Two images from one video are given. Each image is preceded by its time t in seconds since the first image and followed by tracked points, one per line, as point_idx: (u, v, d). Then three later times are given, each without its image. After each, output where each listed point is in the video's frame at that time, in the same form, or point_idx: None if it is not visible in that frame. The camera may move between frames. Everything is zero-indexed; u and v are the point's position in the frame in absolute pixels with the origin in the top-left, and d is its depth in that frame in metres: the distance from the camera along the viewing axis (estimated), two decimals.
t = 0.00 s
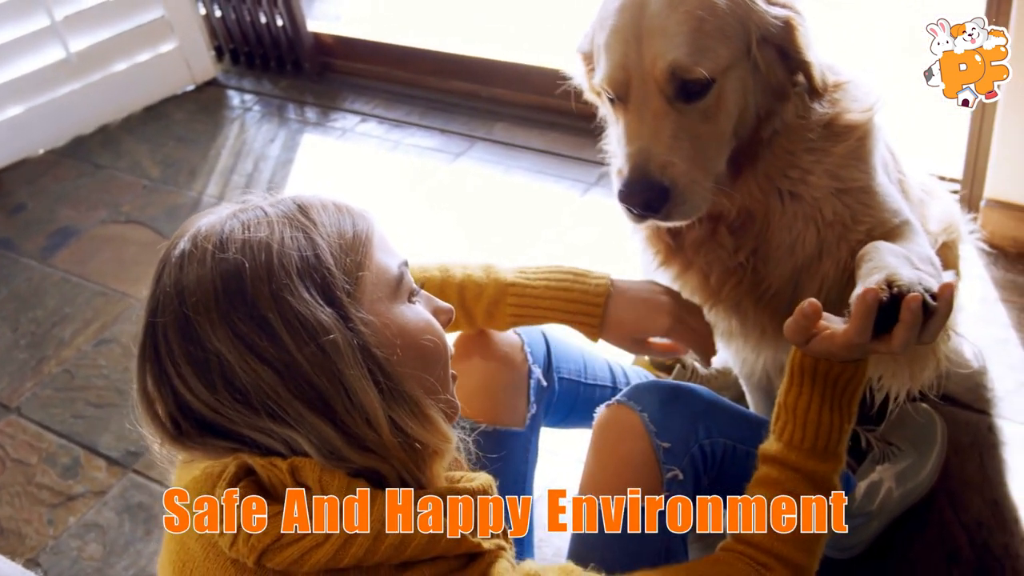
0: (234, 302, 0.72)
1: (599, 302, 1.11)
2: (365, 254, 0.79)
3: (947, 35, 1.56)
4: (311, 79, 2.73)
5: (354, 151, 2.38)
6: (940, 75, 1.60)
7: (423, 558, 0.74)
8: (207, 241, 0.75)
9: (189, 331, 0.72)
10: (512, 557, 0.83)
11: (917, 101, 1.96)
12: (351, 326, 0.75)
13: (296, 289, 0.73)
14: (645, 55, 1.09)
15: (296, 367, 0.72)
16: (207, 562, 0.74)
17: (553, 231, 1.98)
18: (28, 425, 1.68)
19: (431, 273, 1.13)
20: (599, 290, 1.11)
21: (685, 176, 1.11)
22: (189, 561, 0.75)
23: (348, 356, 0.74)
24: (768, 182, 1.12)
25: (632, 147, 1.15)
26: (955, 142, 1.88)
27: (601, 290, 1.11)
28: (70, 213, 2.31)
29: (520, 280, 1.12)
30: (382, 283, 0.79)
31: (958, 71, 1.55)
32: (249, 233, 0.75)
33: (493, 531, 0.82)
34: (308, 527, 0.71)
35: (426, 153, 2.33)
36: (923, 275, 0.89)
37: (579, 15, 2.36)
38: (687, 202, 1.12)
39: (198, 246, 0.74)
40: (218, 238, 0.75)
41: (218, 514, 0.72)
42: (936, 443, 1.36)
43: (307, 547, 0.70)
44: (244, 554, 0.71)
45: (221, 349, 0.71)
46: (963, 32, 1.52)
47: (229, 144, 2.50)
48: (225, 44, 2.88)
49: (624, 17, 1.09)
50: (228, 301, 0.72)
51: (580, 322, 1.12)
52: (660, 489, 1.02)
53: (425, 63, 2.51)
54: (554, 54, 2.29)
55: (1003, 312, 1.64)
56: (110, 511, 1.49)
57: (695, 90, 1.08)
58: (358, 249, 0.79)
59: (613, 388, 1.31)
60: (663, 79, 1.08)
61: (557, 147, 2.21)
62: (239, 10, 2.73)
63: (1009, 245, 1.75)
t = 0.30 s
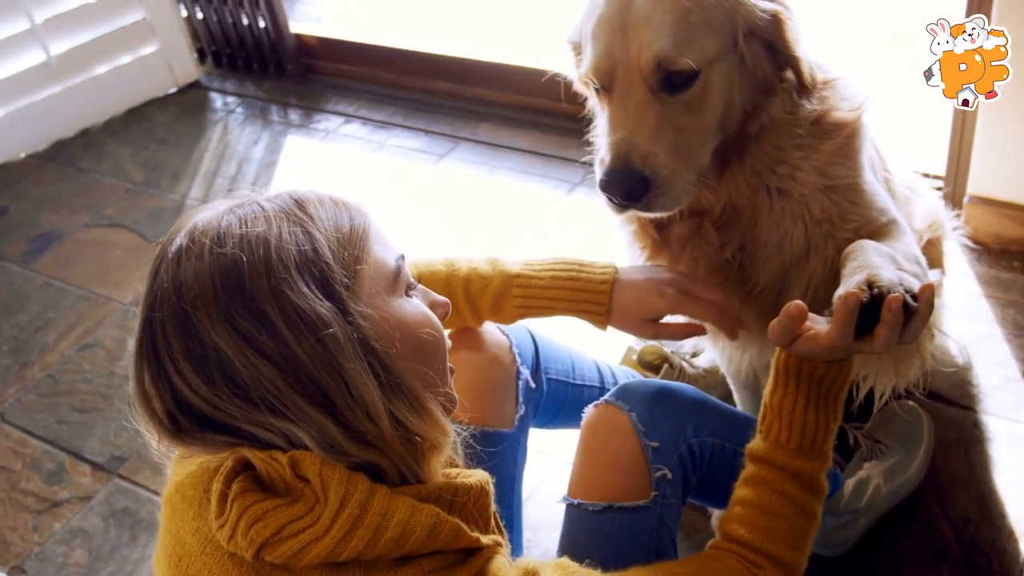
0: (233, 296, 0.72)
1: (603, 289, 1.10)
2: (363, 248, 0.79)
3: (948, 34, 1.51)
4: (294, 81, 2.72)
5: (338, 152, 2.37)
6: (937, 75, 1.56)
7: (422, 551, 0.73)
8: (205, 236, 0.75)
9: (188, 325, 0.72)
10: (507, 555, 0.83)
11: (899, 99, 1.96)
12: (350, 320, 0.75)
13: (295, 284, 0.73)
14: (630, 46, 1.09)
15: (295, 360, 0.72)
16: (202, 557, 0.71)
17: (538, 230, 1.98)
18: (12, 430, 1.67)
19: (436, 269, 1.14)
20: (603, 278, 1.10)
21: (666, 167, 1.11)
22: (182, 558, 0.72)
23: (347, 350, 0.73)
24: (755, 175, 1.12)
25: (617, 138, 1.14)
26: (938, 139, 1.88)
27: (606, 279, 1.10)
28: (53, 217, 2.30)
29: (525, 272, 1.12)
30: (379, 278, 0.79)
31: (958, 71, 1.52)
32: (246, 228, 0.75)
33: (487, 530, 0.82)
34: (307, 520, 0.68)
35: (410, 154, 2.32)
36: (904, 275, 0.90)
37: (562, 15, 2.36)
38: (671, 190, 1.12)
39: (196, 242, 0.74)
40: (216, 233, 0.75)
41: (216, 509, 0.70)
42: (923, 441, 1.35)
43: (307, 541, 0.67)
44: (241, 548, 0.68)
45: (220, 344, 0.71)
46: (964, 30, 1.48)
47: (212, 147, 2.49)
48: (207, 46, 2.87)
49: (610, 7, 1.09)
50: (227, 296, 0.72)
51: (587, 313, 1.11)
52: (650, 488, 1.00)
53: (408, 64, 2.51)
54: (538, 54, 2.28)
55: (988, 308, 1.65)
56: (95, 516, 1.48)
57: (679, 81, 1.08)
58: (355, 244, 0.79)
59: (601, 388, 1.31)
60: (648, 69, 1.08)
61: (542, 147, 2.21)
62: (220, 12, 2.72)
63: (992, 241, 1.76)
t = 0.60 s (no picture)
0: (238, 288, 0.71)
1: (617, 286, 1.09)
2: (366, 241, 0.78)
3: (948, 33, 1.49)
4: (277, 83, 2.72)
5: (322, 153, 2.36)
6: (938, 75, 1.54)
7: (425, 544, 0.72)
8: (208, 228, 0.73)
9: (192, 318, 0.71)
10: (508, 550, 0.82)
11: (882, 97, 1.96)
12: (355, 312, 0.74)
13: (300, 276, 0.72)
14: (621, 38, 1.09)
15: (300, 352, 0.70)
16: (203, 550, 0.70)
17: (524, 230, 1.97)
18: None
19: (450, 266, 1.15)
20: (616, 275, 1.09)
21: (655, 161, 1.10)
22: (181, 551, 0.72)
23: (353, 342, 0.72)
24: (744, 173, 1.11)
25: (605, 131, 1.14)
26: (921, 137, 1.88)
27: (619, 275, 1.09)
28: (36, 221, 2.29)
29: (539, 271, 1.12)
30: (383, 270, 0.78)
31: (958, 71, 1.51)
32: (250, 220, 0.74)
33: (487, 526, 0.80)
34: (310, 512, 0.67)
35: (395, 155, 2.31)
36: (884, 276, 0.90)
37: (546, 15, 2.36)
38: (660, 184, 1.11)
39: (200, 234, 0.73)
40: (219, 225, 0.73)
41: (217, 501, 0.69)
42: (910, 440, 1.35)
43: (309, 533, 0.66)
44: (244, 539, 0.67)
45: (225, 336, 0.70)
46: (964, 30, 1.47)
47: (195, 150, 2.48)
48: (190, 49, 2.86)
49: None
50: (231, 288, 0.71)
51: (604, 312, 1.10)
52: (641, 488, 1.00)
53: (392, 65, 2.50)
54: (521, 53, 2.28)
55: (973, 304, 1.65)
56: (82, 522, 1.47)
57: (669, 75, 1.09)
58: (358, 235, 0.78)
59: (591, 389, 1.31)
60: (639, 63, 1.09)
61: (527, 147, 2.21)
62: (202, 14, 2.72)
63: (976, 238, 1.76)
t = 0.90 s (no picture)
0: (245, 281, 0.71)
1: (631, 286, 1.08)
2: (374, 234, 0.78)
3: (948, 33, 1.52)
4: (264, 85, 2.72)
5: (309, 154, 2.36)
6: (937, 75, 1.57)
7: (429, 537, 0.71)
8: (215, 221, 0.73)
9: (198, 311, 0.71)
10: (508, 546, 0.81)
11: (869, 96, 1.97)
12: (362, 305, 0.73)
13: (307, 269, 0.72)
14: (614, 35, 1.08)
15: (307, 345, 0.70)
16: (206, 540, 0.71)
17: (513, 231, 1.97)
18: None
19: (465, 267, 1.15)
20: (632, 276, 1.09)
21: (649, 158, 1.09)
22: (183, 541, 0.72)
23: (360, 334, 0.72)
24: (735, 173, 1.11)
25: (600, 126, 1.12)
26: (908, 136, 1.89)
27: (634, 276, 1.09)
28: (21, 224, 2.27)
29: (554, 271, 1.11)
30: (390, 263, 0.78)
31: (958, 71, 1.53)
32: (257, 213, 0.74)
33: (490, 519, 0.80)
34: (315, 504, 0.67)
35: (383, 156, 2.31)
36: (868, 280, 0.90)
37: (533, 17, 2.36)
38: (654, 182, 1.10)
39: (206, 226, 0.73)
40: (226, 218, 0.73)
41: (222, 492, 0.70)
42: (899, 439, 1.36)
43: (313, 525, 0.66)
44: (248, 530, 0.67)
45: (231, 328, 0.70)
46: (964, 30, 1.49)
47: (182, 153, 2.47)
48: (175, 51, 2.85)
49: None
50: (238, 281, 0.71)
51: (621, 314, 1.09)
52: (634, 488, 0.99)
53: (379, 67, 2.50)
54: (506, 54, 2.28)
55: (960, 302, 1.66)
56: (69, 528, 1.46)
57: (663, 73, 1.08)
58: (365, 229, 0.78)
59: (583, 391, 1.30)
60: (633, 60, 1.07)
61: (515, 148, 2.21)
62: (188, 16, 2.71)
63: (963, 237, 1.77)
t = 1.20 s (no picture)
0: (257, 273, 0.71)
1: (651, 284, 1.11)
2: (385, 227, 0.78)
3: (948, 34, 1.51)
4: (252, 87, 2.71)
5: (297, 156, 2.35)
6: (937, 75, 1.57)
7: (437, 528, 0.70)
8: (227, 213, 0.74)
9: (210, 302, 0.71)
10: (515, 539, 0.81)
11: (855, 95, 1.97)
12: (374, 298, 0.74)
13: (320, 261, 0.72)
14: (610, 33, 1.08)
15: (320, 337, 0.70)
16: (212, 528, 0.70)
17: (503, 232, 1.97)
18: None
19: (485, 266, 1.16)
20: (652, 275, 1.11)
21: (646, 157, 1.08)
22: (188, 530, 0.72)
23: (371, 328, 0.72)
24: (728, 172, 1.11)
25: (595, 126, 1.11)
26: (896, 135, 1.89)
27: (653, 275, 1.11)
28: (8, 228, 2.26)
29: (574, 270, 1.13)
30: (401, 256, 0.78)
31: (960, 70, 1.51)
32: (269, 205, 0.74)
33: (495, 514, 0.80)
34: (324, 493, 0.66)
35: (371, 158, 2.30)
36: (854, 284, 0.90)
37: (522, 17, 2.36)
38: (649, 180, 1.09)
39: (219, 218, 0.73)
40: (239, 210, 0.74)
41: (229, 482, 0.69)
42: (890, 438, 1.36)
43: (322, 515, 0.65)
44: (257, 519, 0.66)
45: (243, 320, 0.70)
46: (964, 31, 1.49)
47: (170, 156, 2.47)
48: (162, 54, 2.84)
49: None
50: (251, 273, 0.71)
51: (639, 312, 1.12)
52: (627, 488, 0.99)
53: (367, 69, 2.50)
54: (492, 55, 2.28)
55: (948, 301, 1.66)
56: (59, 533, 1.45)
57: (658, 70, 1.08)
58: (376, 221, 0.78)
59: (577, 392, 1.30)
60: (629, 57, 1.07)
61: (503, 150, 2.21)
62: (174, 19, 2.70)
63: (951, 235, 1.77)
